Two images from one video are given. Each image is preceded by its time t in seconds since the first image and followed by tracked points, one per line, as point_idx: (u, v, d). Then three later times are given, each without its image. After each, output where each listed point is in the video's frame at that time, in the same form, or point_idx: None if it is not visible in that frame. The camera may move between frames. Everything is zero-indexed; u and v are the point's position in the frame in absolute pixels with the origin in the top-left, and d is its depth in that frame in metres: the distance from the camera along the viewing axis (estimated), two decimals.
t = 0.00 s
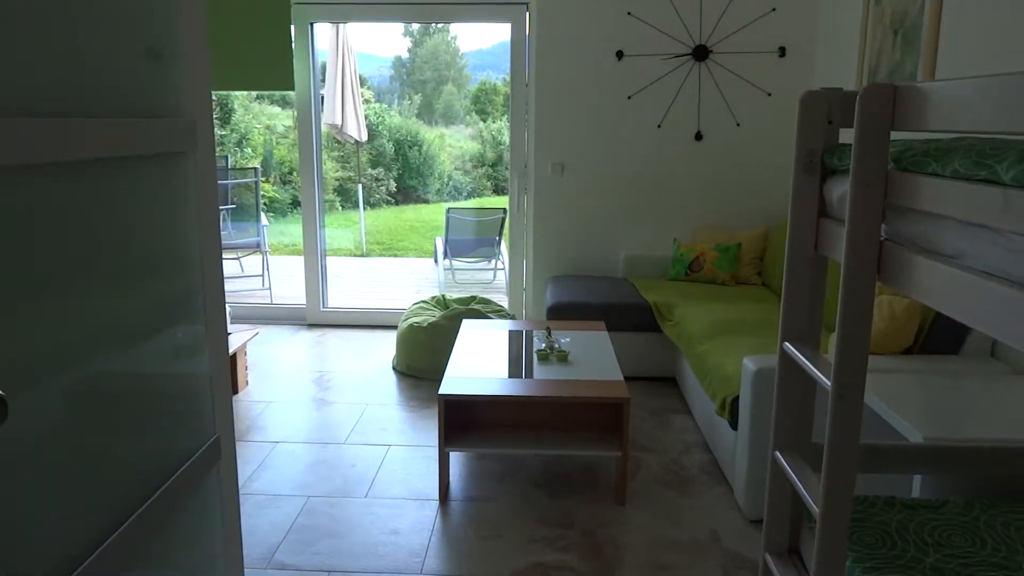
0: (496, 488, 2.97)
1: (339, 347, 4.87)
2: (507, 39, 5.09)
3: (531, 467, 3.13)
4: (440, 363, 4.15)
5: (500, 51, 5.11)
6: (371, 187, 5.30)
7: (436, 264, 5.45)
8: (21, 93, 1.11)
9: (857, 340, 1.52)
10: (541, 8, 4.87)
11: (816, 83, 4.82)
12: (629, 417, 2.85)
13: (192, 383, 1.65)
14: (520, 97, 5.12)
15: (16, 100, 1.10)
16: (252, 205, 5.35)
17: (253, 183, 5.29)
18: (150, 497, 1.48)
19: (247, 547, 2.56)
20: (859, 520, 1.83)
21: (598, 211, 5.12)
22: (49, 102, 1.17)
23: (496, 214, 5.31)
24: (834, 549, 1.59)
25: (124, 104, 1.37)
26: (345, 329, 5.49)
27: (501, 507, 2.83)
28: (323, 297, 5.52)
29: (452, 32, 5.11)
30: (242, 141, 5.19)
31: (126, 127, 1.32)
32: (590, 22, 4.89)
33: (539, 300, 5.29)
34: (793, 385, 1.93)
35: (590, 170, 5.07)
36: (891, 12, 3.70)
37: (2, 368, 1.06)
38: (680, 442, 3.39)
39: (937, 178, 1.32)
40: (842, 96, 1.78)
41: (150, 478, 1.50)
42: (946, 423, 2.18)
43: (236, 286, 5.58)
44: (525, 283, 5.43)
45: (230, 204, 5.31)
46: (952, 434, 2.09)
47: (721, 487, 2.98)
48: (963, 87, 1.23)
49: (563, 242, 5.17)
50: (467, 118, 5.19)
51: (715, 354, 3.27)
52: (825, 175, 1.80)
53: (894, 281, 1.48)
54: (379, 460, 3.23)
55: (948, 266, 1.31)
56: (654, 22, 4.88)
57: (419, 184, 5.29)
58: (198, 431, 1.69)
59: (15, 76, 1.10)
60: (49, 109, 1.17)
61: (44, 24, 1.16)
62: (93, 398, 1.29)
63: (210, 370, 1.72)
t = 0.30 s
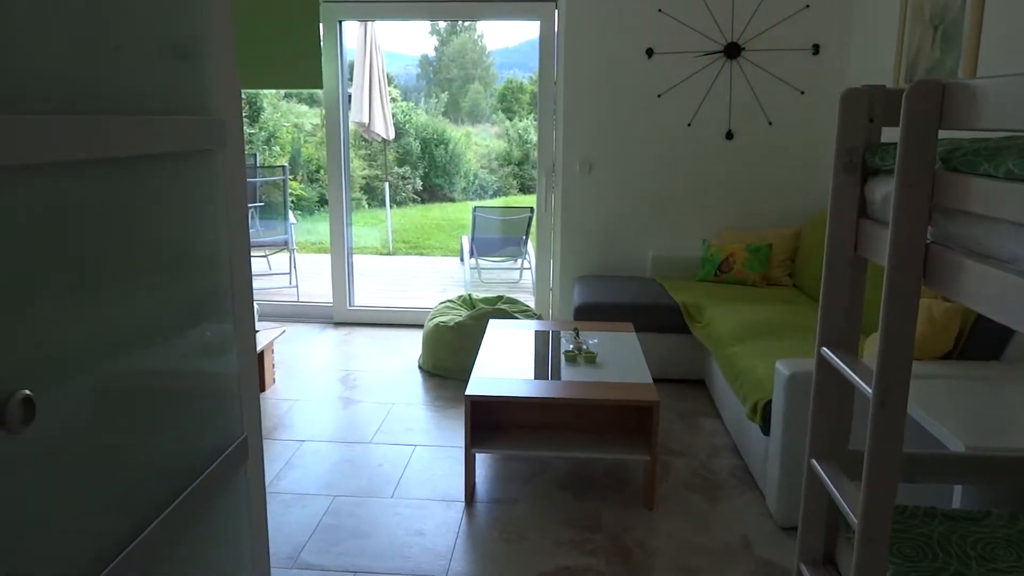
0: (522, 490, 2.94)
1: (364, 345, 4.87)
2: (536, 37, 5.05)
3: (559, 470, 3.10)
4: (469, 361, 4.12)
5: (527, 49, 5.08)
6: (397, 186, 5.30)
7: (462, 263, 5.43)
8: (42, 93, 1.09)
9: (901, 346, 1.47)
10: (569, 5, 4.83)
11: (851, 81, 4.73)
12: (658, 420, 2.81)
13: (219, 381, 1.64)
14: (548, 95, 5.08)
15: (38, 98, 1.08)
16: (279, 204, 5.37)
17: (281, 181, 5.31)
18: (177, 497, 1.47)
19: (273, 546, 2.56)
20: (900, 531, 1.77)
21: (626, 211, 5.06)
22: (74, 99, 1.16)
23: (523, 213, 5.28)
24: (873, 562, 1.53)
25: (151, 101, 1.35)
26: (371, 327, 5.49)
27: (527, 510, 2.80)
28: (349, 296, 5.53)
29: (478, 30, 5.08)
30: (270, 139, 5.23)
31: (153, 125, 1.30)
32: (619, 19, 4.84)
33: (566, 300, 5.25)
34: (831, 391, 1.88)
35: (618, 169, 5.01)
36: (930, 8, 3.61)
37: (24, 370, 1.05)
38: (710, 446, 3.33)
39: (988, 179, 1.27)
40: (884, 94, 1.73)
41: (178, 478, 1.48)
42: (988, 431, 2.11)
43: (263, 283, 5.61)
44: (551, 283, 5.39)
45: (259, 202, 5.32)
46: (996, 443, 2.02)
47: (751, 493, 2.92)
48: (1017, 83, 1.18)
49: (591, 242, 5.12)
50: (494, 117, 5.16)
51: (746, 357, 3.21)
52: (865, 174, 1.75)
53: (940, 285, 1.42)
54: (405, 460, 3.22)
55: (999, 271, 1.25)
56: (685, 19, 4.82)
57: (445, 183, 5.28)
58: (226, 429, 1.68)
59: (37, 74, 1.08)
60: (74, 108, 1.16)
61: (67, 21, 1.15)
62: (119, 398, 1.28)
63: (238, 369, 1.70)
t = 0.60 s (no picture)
0: (555, 493, 2.90)
1: (396, 344, 4.87)
2: (570, 36, 5.00)
3: (592, 473, 3.05)
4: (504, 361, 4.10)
5: (559, 49, 5.03)
6: (429, 185, 5.29)
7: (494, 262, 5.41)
8: (81, 88, 1.08)
9: (955, 352, 1.40)
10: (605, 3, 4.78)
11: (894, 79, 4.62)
12: (694, 424, 2.75)
13: (253, 379, 1.62)
14: (582, 94, 5.03)
15: (77, 92, 1.07)
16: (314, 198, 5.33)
17: (315, 178, 5.31)
18: (209, 496, 1.45)
19: (304, 545, 2.55)
20: (949, 545, 1.70)
21: (661, 211, 5.00)
22: (112, 93, 1.14)
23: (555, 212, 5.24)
24: None
25: (189, 96, 1.33)
26: (402, 325, 5.49)
27: (560, 513, 2.76)
28: (381, 294, 5.53)
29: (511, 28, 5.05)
30: (304, 137, 5.23)
31: (190, 120, 1.29)
32: (656, 16, 4.78)
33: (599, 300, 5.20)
34: (878, 398, 1.82)
35: (653, 168, 4.95)
36: (979, 4, 3.50)
37: (60, 367, 1.04)
38: (746, 451, 3.26)
39: None
40: (938, 90, 1.66)
41: (210, 477, 1.47)
42: None
43: (296, 280, 5.63)
44: (584, 283, 5.34)
45: (292, 199, 5.32)
46: None
47: (790, 500, 2.85)
48: None
49: (624, 242, 5.07)
50: (526, 116, 5.13)
51: (785, 361, 3.14)
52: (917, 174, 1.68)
53: (999, 289, 1.35)
54: (436, 460, 3.19)
55: None
56: (723, 16, 4.74)
57: (477, 181, 5.25)
58: (259, 428, 1.66)
59: (76, 68, 1.07)
60: (113, 103, 1.14)
61: (106, 14, 1.13)
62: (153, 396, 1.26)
63: (271, 367, 1.69)
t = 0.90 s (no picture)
0: (585, 497, 2.87)
1: (425, 344, 4.86)
2: (602, 34, 4.95)
3: (622, 477, 3.01)
4: (533, 363, 4.07)
5: (590, 48, 4.98)
6: (459, 183, 5.27)
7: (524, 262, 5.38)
8: (115, 85, 1.07)
9: (1007, 361, 1.34)
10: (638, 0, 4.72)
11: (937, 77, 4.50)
12: (728, 430, 2.69)
13: (283, 379, 1.61)
14: (614, 93, 4.97)
15: (111, 89, 1.06)
16: (343, 198, 5.36)
17: (346, 177, 5.31)
18: (238, 497, 1.44)
19: (332, 545, 2.54)
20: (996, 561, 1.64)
21: (693, 211, 4.93)
22: (147, 91, 1.13)
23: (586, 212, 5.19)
24: None
25: (222, 93, 1.32)
26: (431, 325, 5.48)
27: (590, 517, 2.72)
28: (411, 293, 5.53)
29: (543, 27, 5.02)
30: (335, 136, 5.20)
31: (224, 118, 1.27)
32: (691, 14, 4.71)
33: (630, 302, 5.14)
34: (922, 406, 1.75)
35: (686, 168, 4.89)
36: None
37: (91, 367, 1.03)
38: (780, 457, 3.20)
39: None
40: (989, 87, 1.60)
41: (240, 478, 1.46)
42: None
43: (327, 279, 5.65)
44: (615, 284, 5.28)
45: (324, 198, 5.35)
46: None
47: (825, 509, 2.78)
48: None
49: (656, 243, 5.01)
50: (556, 115, 5.09)
51: (822, 365, 3.07)
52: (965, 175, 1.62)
53: None
54: (464, 461, 3.18)
55: None
56: (759, 13, 4.66)
57: (507, 181, 5.22)
58: (289, 428, 1.65)
59: (110, 66, 1.06)
60: (147, 101, 1.13)
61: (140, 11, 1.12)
62: (182, 396, 1.25)
63: (300, 367, 1.67)
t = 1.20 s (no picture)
0: (623, 502, 2.81)
1: (462, 343, 4.84)
2: (644, 31, 4.87)
3: (662, 483, 2.95)
4: (572, 363, 4.02)
5: (631, 46, 4.91)
6: (498, 182, 5.24)
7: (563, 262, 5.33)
8: (153, 82, 1.05)
9: None
10: None
11: (993, 73, 4.34)
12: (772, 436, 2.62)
13: (319, 379, 1.59)
14: (656, 91, 4.89)
15: (149, 86, 1.04)
16: (383, 196, 5.37)
17: (385, 176, 5.31)
18: (274, 500, 1.42)
19: (368, 546, 2.53)
20: None
21: (737, 211, 4.84)
22: (187, 88, 1.12)
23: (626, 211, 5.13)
24: None
25: (261, 90, 1.30)
26: (469, 324, 5.46)
27: (629, 523, 2.67)
28: (449, 292, 5.52)
29: (583, 25, 4.96)
30: (375, 134, 5.21)
31: (263, 115, 1.26)
32: (736, 9, 4.61)
33: (671, 303, 5.06)
34: (981, 417, 1.67)
35: (729, 166, 4.79)
36: None
37: (128, 366, 1.02)
38: (826, 465, 3.10)
39: None
40: None
41: (275, 480, 1.44)
42: None
43: (366, 277, 5.67)
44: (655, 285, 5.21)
45: (363, 196, 5.36)
46: None
47: (874, 520, 2.69)
48: None
49: (699, 243, 4.92)
50: (596, 114, 5.03)
51: (871, 371, 2.97)
52: None
53: None
54: (501, 463, 3.14)
55: None
56: (807, 8, 4.55)
57: (546, 180, 5.18)
58: (325, 428, 1.63)
59: (149, 62, 1.04)
60: (187, 97, 1.11)
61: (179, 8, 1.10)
62: (217, 398, 1.23)
63: (338, 369, 1.65)
